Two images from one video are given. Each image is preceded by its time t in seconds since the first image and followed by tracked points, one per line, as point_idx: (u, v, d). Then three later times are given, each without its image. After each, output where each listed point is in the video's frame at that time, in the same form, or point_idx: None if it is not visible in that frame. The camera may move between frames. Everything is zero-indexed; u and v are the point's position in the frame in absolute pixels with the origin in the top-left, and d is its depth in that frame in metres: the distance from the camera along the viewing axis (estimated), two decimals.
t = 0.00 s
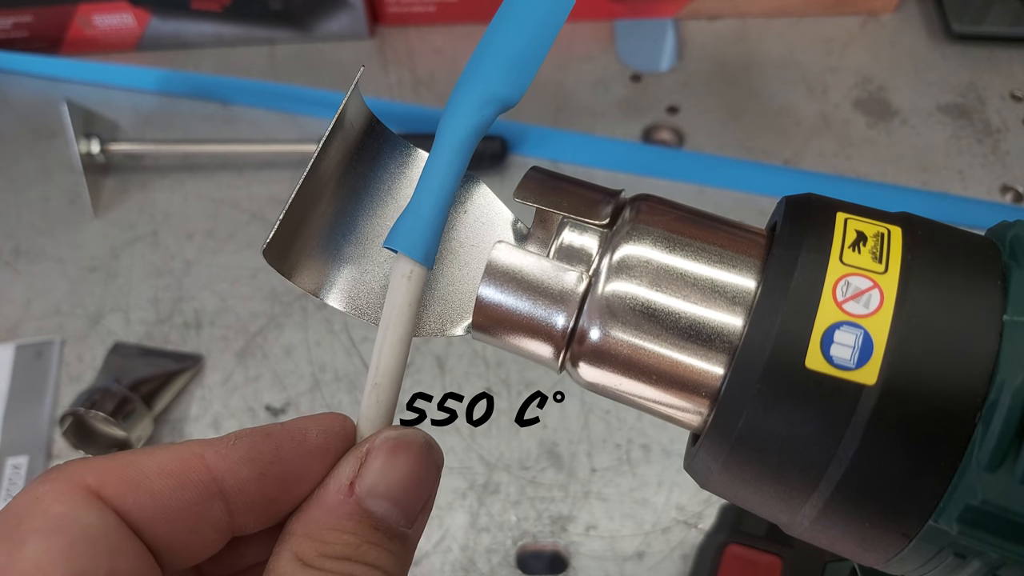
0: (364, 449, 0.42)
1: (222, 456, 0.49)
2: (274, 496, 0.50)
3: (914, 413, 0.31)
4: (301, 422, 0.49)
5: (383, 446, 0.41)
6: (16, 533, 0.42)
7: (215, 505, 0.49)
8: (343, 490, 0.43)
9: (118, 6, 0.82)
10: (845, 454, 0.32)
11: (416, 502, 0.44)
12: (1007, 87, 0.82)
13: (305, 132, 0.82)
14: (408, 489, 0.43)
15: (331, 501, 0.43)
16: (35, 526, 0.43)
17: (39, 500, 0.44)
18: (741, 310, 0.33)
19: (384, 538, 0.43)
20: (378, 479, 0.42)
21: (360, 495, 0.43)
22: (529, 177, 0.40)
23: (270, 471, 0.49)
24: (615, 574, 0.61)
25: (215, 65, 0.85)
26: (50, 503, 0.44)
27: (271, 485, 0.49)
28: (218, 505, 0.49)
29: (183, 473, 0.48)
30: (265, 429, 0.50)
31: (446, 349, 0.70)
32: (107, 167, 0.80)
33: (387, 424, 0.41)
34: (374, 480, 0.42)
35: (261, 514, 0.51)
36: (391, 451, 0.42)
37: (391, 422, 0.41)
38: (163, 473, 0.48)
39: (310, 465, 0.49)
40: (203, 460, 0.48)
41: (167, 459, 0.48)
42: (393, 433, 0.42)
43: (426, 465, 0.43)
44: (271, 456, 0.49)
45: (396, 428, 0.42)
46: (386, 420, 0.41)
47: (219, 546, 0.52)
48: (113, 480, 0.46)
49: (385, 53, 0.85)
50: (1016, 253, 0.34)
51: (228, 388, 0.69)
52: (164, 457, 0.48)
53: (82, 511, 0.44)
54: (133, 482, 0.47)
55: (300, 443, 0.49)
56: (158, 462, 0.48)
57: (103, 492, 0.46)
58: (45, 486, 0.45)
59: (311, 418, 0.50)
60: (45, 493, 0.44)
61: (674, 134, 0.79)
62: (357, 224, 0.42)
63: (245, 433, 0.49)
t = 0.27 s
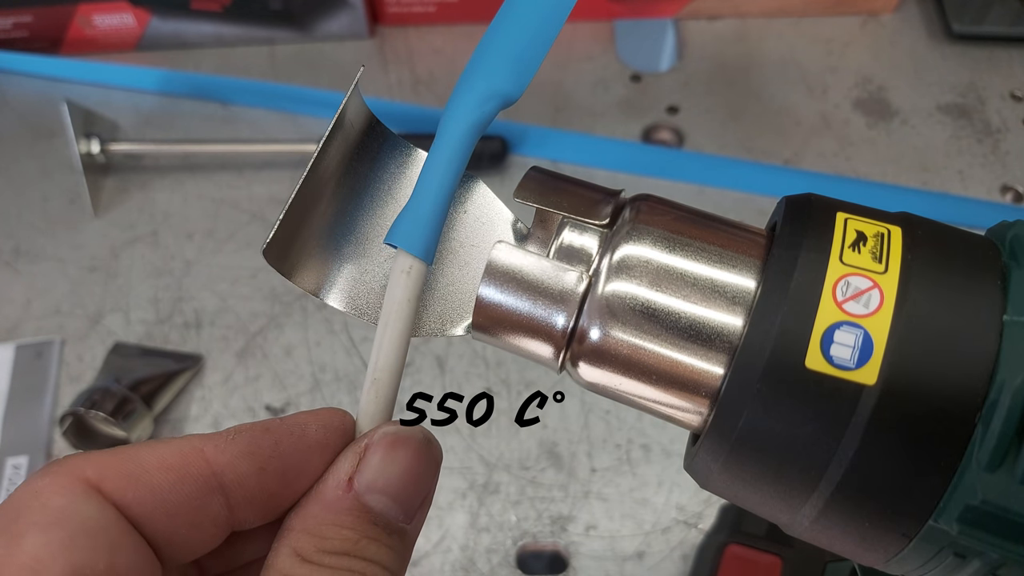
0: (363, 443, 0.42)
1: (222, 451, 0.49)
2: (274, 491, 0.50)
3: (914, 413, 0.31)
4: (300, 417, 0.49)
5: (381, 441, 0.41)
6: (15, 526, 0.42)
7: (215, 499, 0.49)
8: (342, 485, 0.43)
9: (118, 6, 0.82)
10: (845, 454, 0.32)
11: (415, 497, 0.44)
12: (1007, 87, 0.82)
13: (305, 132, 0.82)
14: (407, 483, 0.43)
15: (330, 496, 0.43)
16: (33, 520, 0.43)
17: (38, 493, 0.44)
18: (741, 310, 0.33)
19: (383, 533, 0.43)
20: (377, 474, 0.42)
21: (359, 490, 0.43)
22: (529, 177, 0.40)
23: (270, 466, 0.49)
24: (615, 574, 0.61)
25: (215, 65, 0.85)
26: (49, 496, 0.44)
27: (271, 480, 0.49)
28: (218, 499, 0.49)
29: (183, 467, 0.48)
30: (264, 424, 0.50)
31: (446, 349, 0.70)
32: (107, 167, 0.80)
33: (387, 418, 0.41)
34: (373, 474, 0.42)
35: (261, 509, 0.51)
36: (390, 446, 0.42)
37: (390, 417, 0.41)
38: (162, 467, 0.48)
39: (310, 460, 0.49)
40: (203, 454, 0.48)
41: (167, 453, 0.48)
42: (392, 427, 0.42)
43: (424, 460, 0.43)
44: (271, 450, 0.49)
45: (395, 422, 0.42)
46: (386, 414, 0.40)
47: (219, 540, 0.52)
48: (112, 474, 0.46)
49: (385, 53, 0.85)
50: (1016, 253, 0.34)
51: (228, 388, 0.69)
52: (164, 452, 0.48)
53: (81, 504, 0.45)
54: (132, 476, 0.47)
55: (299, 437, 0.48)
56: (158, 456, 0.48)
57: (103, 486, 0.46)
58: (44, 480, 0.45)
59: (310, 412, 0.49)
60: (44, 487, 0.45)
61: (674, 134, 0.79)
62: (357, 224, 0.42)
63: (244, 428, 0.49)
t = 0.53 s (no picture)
0: (364, 445, 0.42)
1: (223, 451, 0.49)
2: (276, 492, 0.50)
3: (914, 413, 0.31)
4: (302, 418, 0.49)
5: (383, 442, 0.41)
6: (16, 528, 0.43)
7: (216, 500, 0.49)
8: (343, 486, 0.43)
9: (118, 6, 0.82)
10: (845, 454, 0.32)
11: (417, 498, 0.44)
12: (1007, 87, 0.82)
13: (305, 132, 0.82)
14: (408, 485, 0.43)
15: (331, 497, 0.43)
16: (34, 522, 0.43)
17: (39, 495, 0.44)
18: (741, 310, 0.33)
19: (385, 534, 0.43)
20: (379, 475, 0.42)
21: (360, 492, 0.43)
22: (529, 177, 0.40)
23: (272, 466, 0.49)
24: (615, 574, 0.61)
25: (215, 65, 0.85)
26: (50, 498, 0.44)
27: (272, 480, 0.49)
28: (219, 500, 0.49)
29: (184, 468, 0.48)
30: (265, 424, 0.50)
31: (446, 349, 0.70)
32: (106, 167, 0.80)
33: (388, 418, 0.41)
34: (374, 476, 0.42)
35: (263, 509, 0.51)
36: (391, 447, 0.42)
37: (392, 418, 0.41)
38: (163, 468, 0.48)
39: (312, 461, 0.48)
40: (205, 455, 0.48)
41: (168, 454, 0.48)
42: (393, 428, 0.42)
43: (426, 461, 0.43)
44: (272, 451, 0.49)
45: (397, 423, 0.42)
46: (387, 414, 0.40)
47: (221, 541, 0.52)
48: (114, 475, 0.46)
49: (385, 53, 0.85)
50: (1016, 253, 0.34)
51: (228, 388, 0.69)
52: (165, 452, 0.48)
53: (82, 505, 0.45)
54: (133, 477, 0.47)
55: (300, 438, 0.48)
56: (159, 457, 0.48)
57: (103, 487, 0.46)
58: (45, 481, 0.45)
59: (312, 413, 0.49)
60: (45, 488, 0.45)
61: (674, 134, 0.79)
62: (357, 224, 0.42)
63: (245, 428, 0.49)
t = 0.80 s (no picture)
0: (357, 452, 0.42)
1: (216, 459, 0.49)
2: (269, 500, 0.50)
3: (914, 413, 0.31)
4: (296, 426, 0.49)
5: (376, 450, 0.41)
6: (9, 537, 0.42)
7: (209, 508, 0.49)
8: (336, 494, 0.43)
9: (118, 6, 0.82)
10: (844, 454, 0.32)
11: (411, 505, 0.44)
12: (1007, 87, 0.82)
13: (306, 132, 0.82)
14: (402, 492, 0.43)
15: (325, 505, 0.43)
16: (26, 531, 0.43)
17: (31, 503, 0.44)
18: (741, 310, 0.33)
19: (379, 542, 0.43)
20: (372, 483, 0.42)
21: (353, 500, 0.42)
22: (529, 177, 0.40)
23: (265, 474, 0.49)
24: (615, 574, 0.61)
25: (215, 65, 0.85)
26: (42, 506, 0.44)
27: (265, 487, 0.49)
28: (212, 508, 0.49)
29: (176, 476, 0.48)
30: (258, 432, 0.50)
31: (446, 349, 0.70)
32: (106, 167, 0.80)
33: (381, 426, 0.41)
34: (367, 484, 0.42)
35: (256, 517, 0.51)
36: (384, 454, 0.42)
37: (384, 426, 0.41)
38: (156, 476, 0.48)
39: (305, 468, 0.49)
40: (197, 462, 0.49)
41: (160, 462, 0.48)
42: (387, 436, 0.42)
43: (419, 468, 0.43)
44: (265, 458, 0.49)
45: (390, 431, 0.42)
46: (383, 420, 0.40)
47: (214, 551, 0.52)
48: (106, 483, 0.47)
49: (385, 53, 0.85)
50: (1016, 253, 0.34)
51: (228, 388, 0.69)
52: (157, 460, 0.48)
53: (74, 514, 0.44)
54: (125, 485, 0.47)
55: (294, 445, 0.48)
56: (152, 464, 0.48)
57: (96, 496, 0.46)
58: (37, 489, 0.45)
59: (305, 420, 0.49)
60: (37, 496, 0.45)
61: (674, 134, 0.79)
62: (357, 223, 0.42)
63: (238, 436, 0.50)
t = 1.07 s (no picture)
0: (358, 457, 0.41)
1: (218, 464, 0.49)
2: (271, 504, 0.50)
3: (914, 413, 0.31)
4: (297, 429, 0.48)
5: (377, 455, 0.41)
6: (11, 544, 0.43)
7: (211, 514, 0.49)
8: (337, 499, 0.42)
9: (118, 6, 0.82)
10: (844, 454, 0.32)
11: (412, 510, 0.44)
12: (1007, 87, 0.82)
13: (306, 132, 0.82)
14: (403, 497, 0.42)
15: (326, 510, 0.43)
16: (29, 538, 0.43)
17: (33, 510, 0.44)
18: (741, 310, 0.33)
19: (380, 547, 0.43)
20: (373, 489, 0.42)
21: (354, 505, 0.42)
22: (529, 177, 0.40)
23: (266, 479, 0.49)
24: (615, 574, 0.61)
25: (215, 65, 0.85)
26: (45, 513, 0.44)
27: (267, 492, 0.49)
28: (214, 513, 0.49)
29: (179, 482, 0.48)
30: (260, 436, 0.49)
31: (446, 349, 0.70)
32: (106, 167, 0.80)
33: (382, 429, 0.41)
34: (368, 489, 0.42)
35: (258, 522, 0.51)
36: (385, 459, 0.41)
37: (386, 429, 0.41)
38: (158, 481, 0.48)
39: (308, 472, 0.48)
40: (199, 468, 0.48)
41: (162, 467, 0.48)
42: (388, 440, 0.41)
43: (421, 472, 0.43)
44: (266, 463, 0.49)
45: (391, 435, 0.42)
46: (383, 424, 0.40)
47: (216, 555, 0.52)
48: (108, 488, 0.47)
49: (385, 53, 0.85)
50: (1016, 253, 0.34)
51: (228, 388, 0.69)
52: (159, 465, 0.48)
53: (76, 520, 0.45)
54: (127, 490, 0.47)
55: (295, 449, 0.48)
56: (153, 469, 0.48)
57: (98, 501, 0.46)
58: (40, 495, 0.45)
59: (307, 424, 0.49)
60: (40, 503, 0.45)
61: (674, 134, 0.79)
62: (357, 223, 0.42)
63: (240, 440, 0.49)
